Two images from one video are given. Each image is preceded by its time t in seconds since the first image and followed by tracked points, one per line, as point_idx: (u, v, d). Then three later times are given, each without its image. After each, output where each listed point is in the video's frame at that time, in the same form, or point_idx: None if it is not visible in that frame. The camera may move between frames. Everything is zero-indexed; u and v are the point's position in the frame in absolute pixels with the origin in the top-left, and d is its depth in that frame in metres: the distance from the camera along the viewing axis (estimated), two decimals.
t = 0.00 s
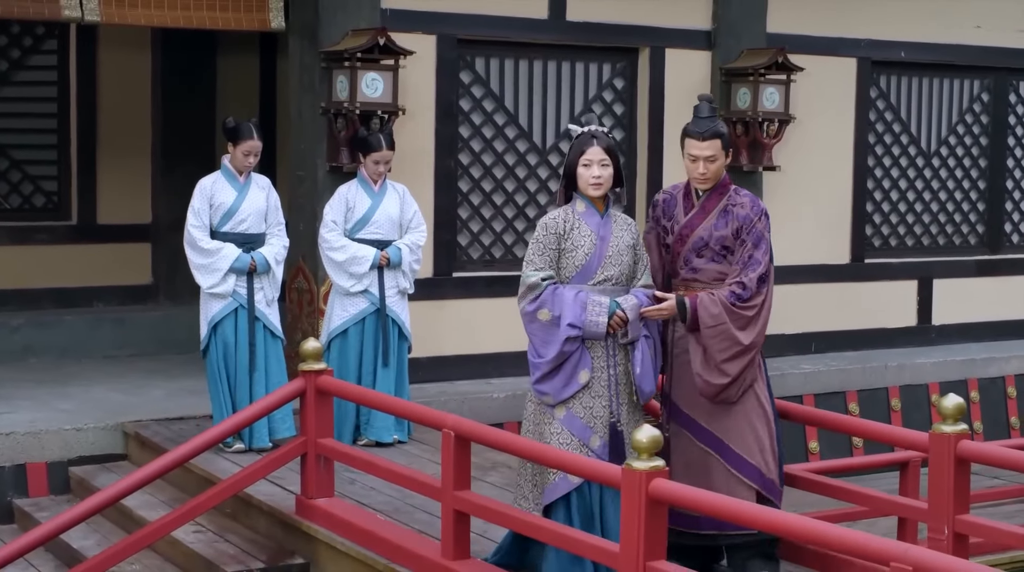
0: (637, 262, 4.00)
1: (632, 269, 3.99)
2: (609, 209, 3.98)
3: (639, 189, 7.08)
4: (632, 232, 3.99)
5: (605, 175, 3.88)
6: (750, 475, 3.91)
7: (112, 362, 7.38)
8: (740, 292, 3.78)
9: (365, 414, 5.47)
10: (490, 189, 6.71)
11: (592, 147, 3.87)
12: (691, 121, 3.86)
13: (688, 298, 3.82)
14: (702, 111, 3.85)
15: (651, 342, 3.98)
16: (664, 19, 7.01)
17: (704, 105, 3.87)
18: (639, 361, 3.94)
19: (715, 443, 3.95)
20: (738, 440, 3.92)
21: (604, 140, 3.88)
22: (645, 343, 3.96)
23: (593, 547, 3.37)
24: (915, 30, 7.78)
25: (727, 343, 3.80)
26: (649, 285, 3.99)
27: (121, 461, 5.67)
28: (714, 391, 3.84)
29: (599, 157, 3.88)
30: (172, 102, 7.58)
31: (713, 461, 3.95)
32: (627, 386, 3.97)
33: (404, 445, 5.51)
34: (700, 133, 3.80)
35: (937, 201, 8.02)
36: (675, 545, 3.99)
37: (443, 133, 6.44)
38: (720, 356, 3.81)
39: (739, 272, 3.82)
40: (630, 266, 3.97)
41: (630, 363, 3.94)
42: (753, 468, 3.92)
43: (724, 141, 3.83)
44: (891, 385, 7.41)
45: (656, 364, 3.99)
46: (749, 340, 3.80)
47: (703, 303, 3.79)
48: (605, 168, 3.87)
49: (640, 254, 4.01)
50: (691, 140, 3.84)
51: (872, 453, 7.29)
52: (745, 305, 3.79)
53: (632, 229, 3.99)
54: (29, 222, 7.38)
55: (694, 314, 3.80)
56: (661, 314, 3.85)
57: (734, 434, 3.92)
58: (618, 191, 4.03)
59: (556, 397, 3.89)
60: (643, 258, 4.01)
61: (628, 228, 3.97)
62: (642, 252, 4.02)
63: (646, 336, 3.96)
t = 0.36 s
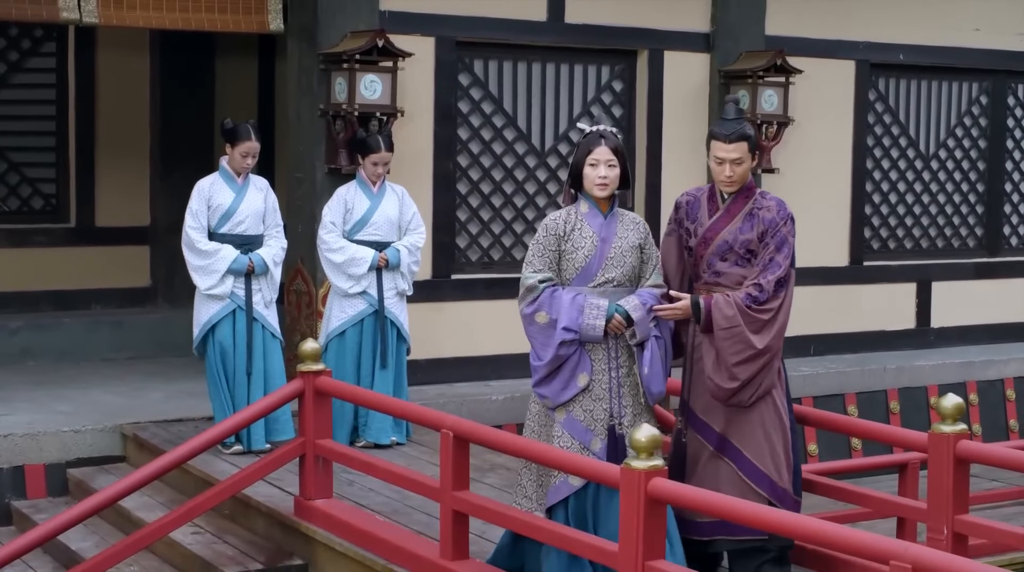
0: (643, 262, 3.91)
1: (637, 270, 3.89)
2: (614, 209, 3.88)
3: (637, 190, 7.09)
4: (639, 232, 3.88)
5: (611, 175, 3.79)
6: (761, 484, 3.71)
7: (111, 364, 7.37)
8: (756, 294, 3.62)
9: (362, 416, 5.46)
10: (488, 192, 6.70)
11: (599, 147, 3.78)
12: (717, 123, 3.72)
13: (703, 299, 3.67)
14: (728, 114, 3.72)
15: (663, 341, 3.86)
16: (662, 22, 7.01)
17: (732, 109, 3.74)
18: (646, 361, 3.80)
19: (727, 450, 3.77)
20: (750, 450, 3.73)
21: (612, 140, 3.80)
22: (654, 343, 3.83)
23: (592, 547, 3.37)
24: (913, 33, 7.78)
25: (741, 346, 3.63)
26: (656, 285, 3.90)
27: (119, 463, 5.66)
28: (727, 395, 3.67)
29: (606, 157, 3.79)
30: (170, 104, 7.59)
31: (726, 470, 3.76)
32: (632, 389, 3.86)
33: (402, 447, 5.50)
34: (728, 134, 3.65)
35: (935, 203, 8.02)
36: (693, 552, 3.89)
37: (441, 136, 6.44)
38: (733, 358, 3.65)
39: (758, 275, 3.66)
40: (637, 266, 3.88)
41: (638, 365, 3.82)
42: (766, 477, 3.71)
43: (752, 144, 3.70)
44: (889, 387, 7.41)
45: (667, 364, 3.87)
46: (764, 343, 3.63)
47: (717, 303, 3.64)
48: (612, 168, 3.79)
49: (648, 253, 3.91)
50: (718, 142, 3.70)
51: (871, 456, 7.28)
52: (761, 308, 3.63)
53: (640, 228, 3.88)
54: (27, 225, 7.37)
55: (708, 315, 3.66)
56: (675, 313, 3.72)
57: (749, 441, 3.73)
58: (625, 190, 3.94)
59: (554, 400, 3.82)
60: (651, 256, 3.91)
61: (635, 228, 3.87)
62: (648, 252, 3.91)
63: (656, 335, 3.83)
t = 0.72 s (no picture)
0: (663, 265, 3.84)
1: (656, 272, 3.82)
2: (632, 210, 3.82)
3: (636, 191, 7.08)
4: (658, 234, 3.81)
5: (627, 176, 3.74)
6: (786, 489, 3.78)
7: (109, 366, 7.37)
8: (771, 292, 3.68)
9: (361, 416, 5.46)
10: (487, 192, 6.70)
11: (615, 147, 3.73)
12: (748, 123, 3.75)
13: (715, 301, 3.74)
14: (760, 112, 3.76)
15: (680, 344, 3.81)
16: (661, 23, 7.01)
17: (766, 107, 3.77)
18: (662, 366, 3.75)
19: (749, 450, 3.82)
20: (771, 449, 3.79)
21: (629, 140, 3.75)
22: (671, 346, 3.78)
23: (591, 545, 3.36)
24: (912, 34, 7.79)
25: (756, 345, 3.69)
26: (677, 287, 3.84)
27: (118, 464, 5.65)
28: (744, 396, 3.73)
29: (623, 158, 3.73)
30: (169, 105, 7.58)
31: (751, 472, 3.82)
32: (648, 394, 3.81)
33: (401, 447, 5.50)
34: (758, 134, 3.69)
35: (934, 205, 8.02)
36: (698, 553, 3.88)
37: (440, 136, 6.44)
38: (748, 359, 3.70)
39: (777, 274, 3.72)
40: (655, 268, 3.81)
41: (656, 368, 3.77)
42: (790, 481, 3.78)
43: (783, 143, 3.73)
44: (888, 389, 7.40)
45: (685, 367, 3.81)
46: (780, 343, 3.68)
47: (732, 304, 3.70)
48: (628, 169, 3.74)
49: (668, 255, 3.83)
50: (748, 141, 3.74)
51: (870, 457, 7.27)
52: (777, 306, 3.68)
53: (659, 230, 3.82)
54: (25, 226, 7.36)
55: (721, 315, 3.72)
56: (688, 316, 3.75)
57: (773, 442, 3.79)
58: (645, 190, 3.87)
59: (569, 405, 3.78)
60: (671, 258, 3.84)
61: (653, 229, 3.81)
62: (669, 253, 3.84)
63: (672, 339, 3.78)
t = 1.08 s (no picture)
0: (692, 261, 3.74)
1: (684, 268, 3.72)
2: (659, 205, 3.73)
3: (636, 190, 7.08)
4: (686, 229, 3.71)
5: (652, 171, 3.64)
6: (801, 492, 3.64)
7: (110, 365, 7.36)
8: (789, 290, 3.55)
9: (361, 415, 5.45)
10: (487, 192, 6.70)
11: (640, 141, 3.63)
12: (768, 121, 3.62)
13: (732, 297, 3.59)
14: (782, 110, 3.61)
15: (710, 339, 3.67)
16: (662, 23, 7.01)
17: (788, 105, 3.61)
18: (694, 361, 3.61)
19: (763, 452, 3.66)
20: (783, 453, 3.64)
21: (654, 135, 3.64)
22: (699, 342, 3.64)
23: (592, 542, 3.35)
24: (913, 34, 7.79)
25: (770, 343, 3.54)
26: (707, 283, 3.73)
27: (118, 463, 5.65)
28: (757, 396, 3.58)
29: (647, 152, 3.63)
30: (169, 105, 7.58)
31: (763, 475, 3.66)
32: (677, 393, 3.70)
33: (402, 446, 5.49)
34: (778, 134, 3.56)
35: (935, 205, 8.02)
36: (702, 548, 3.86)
37: (441, 135, 6.44)
38: (764, 357, 3.56)
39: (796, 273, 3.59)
40: (682, 265, 3.71)
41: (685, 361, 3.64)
42: (806, 484, 3.64)
43: (805, 144, 3.60)
44: (889, 388, 7.39)
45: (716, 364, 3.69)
46: (796, 341, 3.54)
47: (748, 300, 3.56)
48: (653, 163, 3.63)
49: (696, 251, 3.73)
50: (769, 140, 3.60)
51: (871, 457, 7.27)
52: (794, 305, 3.55)
53: (687, 225, 3.71)
54: (26, 226, 7.36)
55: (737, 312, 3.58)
56: (705, 311, 3.61)
57: (788, 445, 3.64)
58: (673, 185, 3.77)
59: (595, 404, 3.69)
60: (700, 254, 3.73)
61: (681, 225, 3.70)
62: (697, 249, 3.74)
63: (699, 335, 3.64)
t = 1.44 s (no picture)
0: (715, 262, 3.68)
1: (706, 269, 3.68)
2: (683, 206, 3.69)
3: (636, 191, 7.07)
4: (710, 231, 3.67)
5: (675, 170, 3.60)
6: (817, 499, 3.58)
7: (110, 365, 7.36)
8: (811, 296, 3.51)
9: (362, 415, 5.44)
10: (487, 192, 6.69)
11: (662, 141, 3.60)
12: (773, 121, 3.57)
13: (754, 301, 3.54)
14: (786, 110, 3.56)
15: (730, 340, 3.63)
16: (661, 23, 7.01)
17: (792, 104, 3.56)
18: (712, 363, 3.56)
19: (778, 459, 3.59)
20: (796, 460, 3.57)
21: (676, 134, 3.60)
22: (717, 344, 3.61)
23: (591, 541, 3.35)
24: (912, 35, 7.79)
25: (793, 348, 3.49)
26: (729, 284, 3.66)
27: (117, 463, 5.65)
28: (780, 401, 3.51)
29: (670, 152, 3.60)
30: (169, 105, 7.57)
31: (778, 481, 3.59)
32: (697, 395, 3.67)
33: (402, 447, 5.48)
34: (783, 135, 3.50)
35: (934, 206, 8.02)
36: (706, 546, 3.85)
37: (440, 135, 6.44)
38: (785, 362, 3.50)
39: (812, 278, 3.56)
40: (705, 267, 3.67)
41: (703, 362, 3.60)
42: (819, 491, 3.58)
43: (811, 144, 3.54)
44: (889, 389, 7.38)
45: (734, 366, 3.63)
46: (817, 346, 3.50)
47: (770, 303, 3.51)
48: (676, 163, 3.60)
49: (720, 252, 3.68)
50: (774, 141, 3.55)
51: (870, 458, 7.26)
52: (816, 310, 3.51)
53: (711, 226, 3.67)
54: (25, 226, 7.35)
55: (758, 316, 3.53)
56: (726, 314, 3.56)
57: (803, 452, 3.57)
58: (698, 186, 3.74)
59: (613, 405, 3.68)
60: (723, 255, 3.68)
61: (705, 226, 3.66)
62: (721, 250, 3.68)
63: (717, 337, 3.61)
